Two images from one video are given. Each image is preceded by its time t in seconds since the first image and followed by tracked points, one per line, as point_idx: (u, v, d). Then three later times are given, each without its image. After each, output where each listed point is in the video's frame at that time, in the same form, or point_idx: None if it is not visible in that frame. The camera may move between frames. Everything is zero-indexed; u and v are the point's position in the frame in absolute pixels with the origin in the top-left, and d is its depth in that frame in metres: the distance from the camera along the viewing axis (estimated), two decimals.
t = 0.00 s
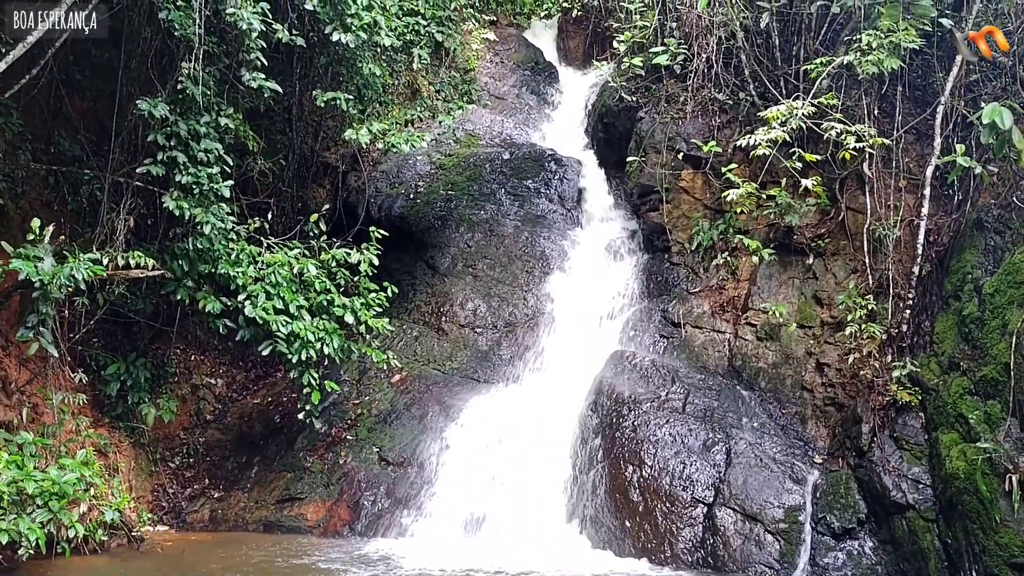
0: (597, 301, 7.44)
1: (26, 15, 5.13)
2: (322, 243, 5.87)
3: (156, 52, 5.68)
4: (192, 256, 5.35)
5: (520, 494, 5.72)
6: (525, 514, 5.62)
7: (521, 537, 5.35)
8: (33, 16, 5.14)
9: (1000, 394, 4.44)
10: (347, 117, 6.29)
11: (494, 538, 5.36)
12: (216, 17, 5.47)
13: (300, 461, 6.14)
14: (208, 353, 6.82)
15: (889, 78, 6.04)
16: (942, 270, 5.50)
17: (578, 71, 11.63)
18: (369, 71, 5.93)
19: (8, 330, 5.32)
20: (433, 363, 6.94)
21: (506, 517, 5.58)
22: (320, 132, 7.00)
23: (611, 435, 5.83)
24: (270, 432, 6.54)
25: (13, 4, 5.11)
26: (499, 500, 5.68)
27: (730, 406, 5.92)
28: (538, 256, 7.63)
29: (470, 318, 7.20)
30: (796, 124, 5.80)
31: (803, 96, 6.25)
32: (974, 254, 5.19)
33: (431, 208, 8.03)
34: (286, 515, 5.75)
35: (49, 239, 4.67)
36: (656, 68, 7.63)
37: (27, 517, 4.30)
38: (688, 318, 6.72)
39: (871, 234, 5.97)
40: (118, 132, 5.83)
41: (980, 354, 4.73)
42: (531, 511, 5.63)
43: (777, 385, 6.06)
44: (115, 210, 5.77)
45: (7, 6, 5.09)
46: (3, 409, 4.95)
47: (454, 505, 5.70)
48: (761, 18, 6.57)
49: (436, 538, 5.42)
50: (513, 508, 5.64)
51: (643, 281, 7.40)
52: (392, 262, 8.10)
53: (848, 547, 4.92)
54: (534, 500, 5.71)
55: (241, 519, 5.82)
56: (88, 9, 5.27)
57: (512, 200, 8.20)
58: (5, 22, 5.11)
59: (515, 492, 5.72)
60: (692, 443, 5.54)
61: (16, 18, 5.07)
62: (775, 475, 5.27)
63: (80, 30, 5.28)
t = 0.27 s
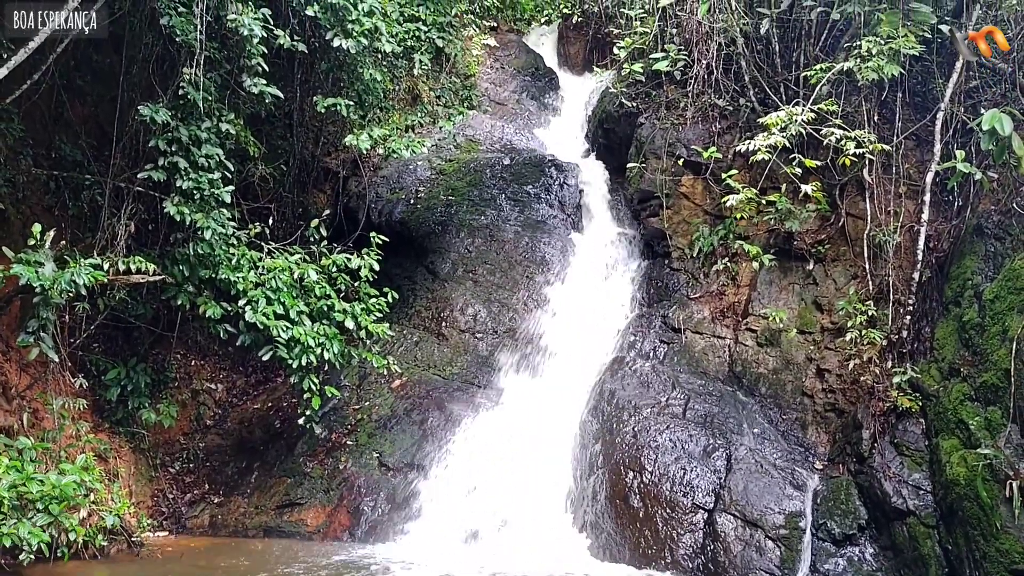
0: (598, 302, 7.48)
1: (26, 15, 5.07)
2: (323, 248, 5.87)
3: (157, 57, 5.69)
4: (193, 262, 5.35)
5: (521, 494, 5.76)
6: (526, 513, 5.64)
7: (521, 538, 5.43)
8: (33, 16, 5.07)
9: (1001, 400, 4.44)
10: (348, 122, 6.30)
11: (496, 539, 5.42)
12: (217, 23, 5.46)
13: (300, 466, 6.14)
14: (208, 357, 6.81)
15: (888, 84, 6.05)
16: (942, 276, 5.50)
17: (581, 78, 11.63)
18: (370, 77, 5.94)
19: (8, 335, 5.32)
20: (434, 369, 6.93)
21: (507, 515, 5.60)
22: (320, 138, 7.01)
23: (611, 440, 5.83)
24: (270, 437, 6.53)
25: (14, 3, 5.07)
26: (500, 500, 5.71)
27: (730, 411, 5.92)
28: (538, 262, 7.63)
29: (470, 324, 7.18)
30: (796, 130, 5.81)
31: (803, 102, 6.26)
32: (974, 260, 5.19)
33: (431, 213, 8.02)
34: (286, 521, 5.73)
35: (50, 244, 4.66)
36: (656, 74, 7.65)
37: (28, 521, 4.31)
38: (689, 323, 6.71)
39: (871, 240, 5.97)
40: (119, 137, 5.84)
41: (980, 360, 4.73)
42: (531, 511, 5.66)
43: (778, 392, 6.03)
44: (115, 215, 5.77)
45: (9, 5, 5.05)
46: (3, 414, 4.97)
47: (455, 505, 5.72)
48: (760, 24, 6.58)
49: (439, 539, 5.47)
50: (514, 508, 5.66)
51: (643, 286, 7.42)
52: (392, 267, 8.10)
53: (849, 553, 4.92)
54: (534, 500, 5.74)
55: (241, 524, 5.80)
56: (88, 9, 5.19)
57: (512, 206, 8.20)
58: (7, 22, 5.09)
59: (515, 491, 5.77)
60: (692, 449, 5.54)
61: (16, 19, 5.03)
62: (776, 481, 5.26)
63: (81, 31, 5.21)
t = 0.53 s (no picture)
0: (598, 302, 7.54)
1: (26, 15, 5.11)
2: (323, 254, 5.89)
3: (159, 64, 5.71)
4: (193, 268, 5.35)
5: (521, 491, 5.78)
6: (525, 511, 5.66)
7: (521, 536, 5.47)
8: (33, 16, 5.12)
9: (1001, 407, 4.43)
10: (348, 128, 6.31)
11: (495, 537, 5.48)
12: (218, 30, 5.41)
13: (300, 473, 6.13)
14: (208, 364, 6.81)
15: (888, 92, 6.06)
16: (943, 283, 5.50)
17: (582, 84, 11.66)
18: (370, 83, 5.95)
19: (8, 341, 5.32)
20: (434, 375, 6.93)
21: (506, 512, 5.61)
22: (321, 144, 7.02)
23: (612, 447, 5.83)
24: (270, 443, 6.53)
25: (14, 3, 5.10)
26: (500, 495, 5.72)
27: (731, 418, 5.92)
28: (538, 268, 7.65)
29: (470, 329, 7.20)
30: (796, 137, 5.82)
31: (803, 109, 6.27)
32: (974, 267, 5.20)
33: (431, 219, 8.03)
34: (286, 527, 5.72)
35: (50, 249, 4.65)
36: (656, 81, 7.67)
37: (28, 526, 4.29)
38: (689, 330, 6.72)
39: (871, 247, 5.97)
40: (120, 143, 5.86)
41: (981, 367, 4.73)
42: (532, 509, 5.68)
43: (779, 398, 6.02)
44: (116, 221, 5.78)
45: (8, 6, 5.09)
46: (3, 420, 4.97)
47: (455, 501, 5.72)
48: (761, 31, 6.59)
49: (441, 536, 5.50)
50: (514, 505, 5.68)
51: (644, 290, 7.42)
52: (392, 273, 8.11)
53: (850, 561, 4.90)
54: (534, 499, 5.76)
55: (241, 531, 5.79)
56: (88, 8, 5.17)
57: (513, 212, 8.21)
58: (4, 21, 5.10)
59: (515, 488, 5.78)
60: (693, 456, 5.53)
61: (16, 18, 5.07)
62: (777, 488, 5.25)
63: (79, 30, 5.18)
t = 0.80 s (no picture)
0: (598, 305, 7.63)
1: (26, 15, 5.05)
2: (323, 261, 5.88)
3: (161, 72, 5.73)
4: (193, 275, 5.34)
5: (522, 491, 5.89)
6: (527, 511, 5.77)
7: (522, 536, 5.58)
8: (34, 16, 5.06)
9: (1001, 415, 4.43)
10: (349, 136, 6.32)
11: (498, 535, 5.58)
12: (218, 38, 5.45)
13: (300, 480, 6.12)
14: (208, 371, 6.81)
15: (888, 100, 6.08)
16: (942, 291, 5.51)
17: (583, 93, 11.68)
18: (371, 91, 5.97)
19: (9, 348, 5.31)
20: (434, 383, 6.91)
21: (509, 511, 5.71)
22: (322, 151, 7.04)
23: (611, 455, 5.83)
24: (269, 450, 6.53)
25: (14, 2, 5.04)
26: (502, 494, 5.82)
27: (732, 426, 5.92)
28: (538, 275, 7.64)
29: (470, 337, 7.18)
30: (795, 146, 5.83)
31: (803, 117, 6.29)
32: (974, 275, 5.20)
33: (432, 226, 8.04)
34: (285, 535, 5.69)
35: (50, 257, 4.64)
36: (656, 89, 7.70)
37: (27, 533, 4.25)
38: (689, 338, 6.73)
39: (871, 255, 5.97)
40: (121, 151, 5.87)
41: (981, 375, 4.73)
42: (533, 510, 5.80)
43: (779, 406, 6.02)
44: (117, 228, 5.78)
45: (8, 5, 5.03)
46: (3, 427, 4.96)
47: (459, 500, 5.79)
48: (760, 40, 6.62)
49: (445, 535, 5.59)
50: (515, 504, 5.77)
51: (644, 297, 7.44)
52: (392, 281, 8.13)
53: (850, 569, 4.89)
54: (535, 500, 5.87)
55: (240, 539, 5.77)
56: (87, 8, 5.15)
57: (512, 220, 8.23)
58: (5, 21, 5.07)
59: (516, 488, 5.88)
60: (693, 464, 5.53)
61: (16, 19, 5.02)
62: (777, 496, 5.24)
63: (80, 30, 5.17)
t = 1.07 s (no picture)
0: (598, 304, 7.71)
1: (26, 15, 5.05)
2: (323, 270, 5.88)
3: (161, 81, 5.75)
4: (193, 283, 5.34)
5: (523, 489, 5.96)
6: (528, 510, 5.85)
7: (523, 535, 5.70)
8: (33, 17, 5.05)
9: (1001, 425, 4.43)
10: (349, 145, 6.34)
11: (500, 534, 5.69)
12: (219, 48, 5.46)
13: (299, 489, 6.11)
14: (207, 379, 6.81)
15: (887, 110, 6.09)
16: (942, 301, 5.52)
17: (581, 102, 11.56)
18: (372, 100, 5.98)
19: (8, 357, 5.30)
20: (434, 392, 6.90)
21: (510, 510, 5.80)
22: (322, 160, 7.06)
23: (611, 464, 5.82)
24: (269, 459, 6.53)
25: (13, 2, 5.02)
26: (503, 492, 5.89)
27: (732, 436, 5.91)
28: (538, 284, 7.65)
29: (470, 346, 7.17)
30: (795, 156, 5.83)
31: (802, 127, 6.30)
32: (973, 285, 5.21)
33: (431, 235, 8.07)
34: (284, 545, 5.66)
35: (50, 266, 4.62)
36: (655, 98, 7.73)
37: (26, 544, 4.26)
38: (688, 347, 6.74)
39: (870, 264, 5.98)
40: (122, 160, 5.88)
41: (981, 385, 4.72)
42: (534, 509, 5.88)
43: (779, 416, 6.02)
44: (117, 237, 5.79)
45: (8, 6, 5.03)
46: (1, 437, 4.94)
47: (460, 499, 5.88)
48: (759, 50, 6.64)
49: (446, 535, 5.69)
50: (517, 503, 5.86)
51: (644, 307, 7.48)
52: (392, 290, 8.14)
53: None
54: (535, 499, 5.95)
55: (239, 548, 5.75)
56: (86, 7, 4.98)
57: (513, 229, 8.25)
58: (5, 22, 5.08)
59: (516, 488, 5.95)
60: (693, 473, 5.52)
61: (16, 19, 5.02)
62: (776, 506, 5.24)
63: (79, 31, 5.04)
